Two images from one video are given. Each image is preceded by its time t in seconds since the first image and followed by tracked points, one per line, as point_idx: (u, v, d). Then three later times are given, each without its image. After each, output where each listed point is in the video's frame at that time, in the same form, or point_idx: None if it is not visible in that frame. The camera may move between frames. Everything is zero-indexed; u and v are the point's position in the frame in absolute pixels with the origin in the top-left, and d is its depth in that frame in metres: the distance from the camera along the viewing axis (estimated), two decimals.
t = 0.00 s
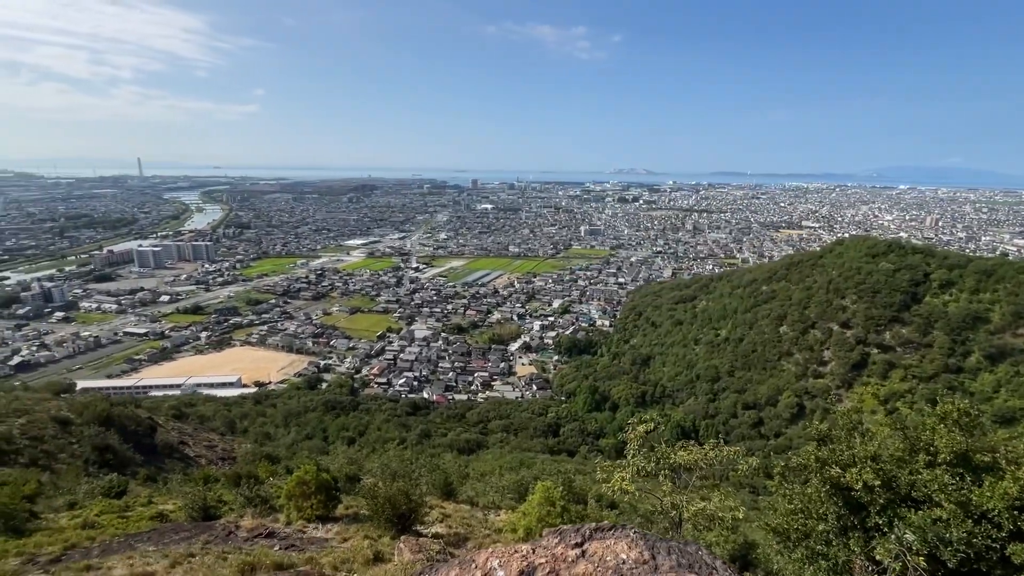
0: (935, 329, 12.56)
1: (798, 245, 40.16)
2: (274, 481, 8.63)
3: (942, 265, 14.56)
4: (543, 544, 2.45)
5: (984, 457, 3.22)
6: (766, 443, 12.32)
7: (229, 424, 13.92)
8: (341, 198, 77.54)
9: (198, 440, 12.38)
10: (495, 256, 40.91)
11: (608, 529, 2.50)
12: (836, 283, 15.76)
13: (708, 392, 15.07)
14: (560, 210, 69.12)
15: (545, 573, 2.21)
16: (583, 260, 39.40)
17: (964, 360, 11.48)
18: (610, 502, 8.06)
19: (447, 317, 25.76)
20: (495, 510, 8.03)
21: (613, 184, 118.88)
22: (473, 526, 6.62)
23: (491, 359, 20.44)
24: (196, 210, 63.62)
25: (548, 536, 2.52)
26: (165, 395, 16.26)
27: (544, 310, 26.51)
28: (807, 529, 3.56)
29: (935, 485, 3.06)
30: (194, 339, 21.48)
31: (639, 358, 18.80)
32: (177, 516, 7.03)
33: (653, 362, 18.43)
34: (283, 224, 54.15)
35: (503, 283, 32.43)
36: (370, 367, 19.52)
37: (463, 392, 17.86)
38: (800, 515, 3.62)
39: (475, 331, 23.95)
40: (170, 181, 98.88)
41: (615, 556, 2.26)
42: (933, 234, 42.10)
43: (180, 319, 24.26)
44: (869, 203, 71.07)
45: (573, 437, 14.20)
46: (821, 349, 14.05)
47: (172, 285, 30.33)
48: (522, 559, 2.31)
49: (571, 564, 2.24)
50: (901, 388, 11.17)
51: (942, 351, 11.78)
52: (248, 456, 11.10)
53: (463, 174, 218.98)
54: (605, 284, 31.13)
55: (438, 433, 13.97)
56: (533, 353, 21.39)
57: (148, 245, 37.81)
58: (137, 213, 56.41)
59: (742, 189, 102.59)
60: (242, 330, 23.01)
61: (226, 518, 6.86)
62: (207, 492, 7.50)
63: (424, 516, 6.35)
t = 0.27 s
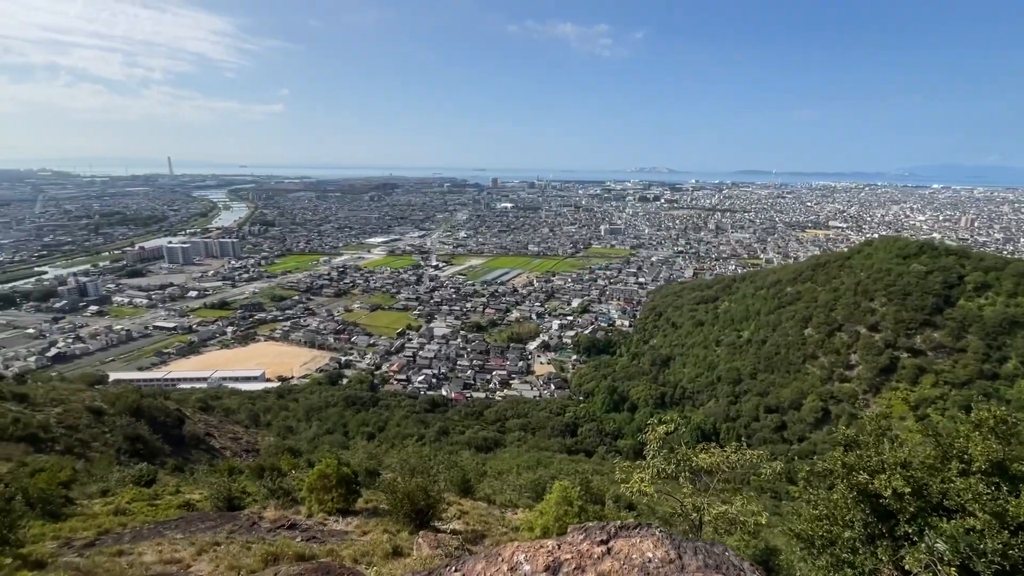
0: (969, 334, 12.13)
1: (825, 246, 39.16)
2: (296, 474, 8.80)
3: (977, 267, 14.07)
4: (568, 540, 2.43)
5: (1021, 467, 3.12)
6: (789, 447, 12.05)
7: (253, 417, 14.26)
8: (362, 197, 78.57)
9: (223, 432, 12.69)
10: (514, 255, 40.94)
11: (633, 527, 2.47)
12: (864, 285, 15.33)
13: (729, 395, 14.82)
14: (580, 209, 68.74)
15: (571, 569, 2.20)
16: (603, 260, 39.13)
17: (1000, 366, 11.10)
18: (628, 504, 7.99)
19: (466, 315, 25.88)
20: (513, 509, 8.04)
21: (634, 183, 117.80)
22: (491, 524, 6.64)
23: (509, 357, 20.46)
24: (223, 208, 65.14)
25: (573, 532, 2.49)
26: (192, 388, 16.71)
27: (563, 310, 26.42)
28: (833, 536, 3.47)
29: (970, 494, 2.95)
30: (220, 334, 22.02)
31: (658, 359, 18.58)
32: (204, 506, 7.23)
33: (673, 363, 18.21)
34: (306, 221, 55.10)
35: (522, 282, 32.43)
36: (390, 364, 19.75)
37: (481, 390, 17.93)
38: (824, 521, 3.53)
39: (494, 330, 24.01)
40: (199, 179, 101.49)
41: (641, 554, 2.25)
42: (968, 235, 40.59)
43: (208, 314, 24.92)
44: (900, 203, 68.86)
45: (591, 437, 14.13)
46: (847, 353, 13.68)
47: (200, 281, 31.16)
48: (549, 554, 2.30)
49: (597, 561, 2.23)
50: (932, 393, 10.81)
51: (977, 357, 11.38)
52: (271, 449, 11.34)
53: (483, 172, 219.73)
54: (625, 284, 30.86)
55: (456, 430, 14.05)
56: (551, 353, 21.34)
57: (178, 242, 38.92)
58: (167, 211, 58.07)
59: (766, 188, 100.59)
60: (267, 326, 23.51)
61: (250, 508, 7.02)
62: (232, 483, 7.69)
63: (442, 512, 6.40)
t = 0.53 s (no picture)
0: (1007, 340, 11.75)
1: (854, 246, 38.10)
2: (318, 467, 8.95)
3: (1016, 271, 13.69)
4: (594, 537, 2.41)
5: None
6: (815, 452, 11.75)
7: (277, 411, 14.56)
8: (385, 195, 79.52)
9: (249, 424, 13.00)
10: (534, 254, 40.90)
11: (660, 526, 2.45)
12: (895, 287, 14.88)
13: (752, 398, 14.55)
14: (601, 208, 68.27)
15: (598, 566, 2.19)
16: (624, 259, 38.79)
17: None
18: (647, 506, 7.92)
19: (486, 313, 25.98)
20: (531, 507, 8.05)
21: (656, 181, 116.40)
22: (509, 522, 6.65)
23: (529, 356, 20.46)
24: (250, 206, 66.69)
25: (599, 529, 2.48)
26: (219, 381, 17.15)
27: (583, 309, 26.31)
28: (861, 543, 3.37)
29: (1008, 506, 2.84)
30: (246, 329, 22.56)
31: (679, 360, 18.34)
32: (229, 495, 7.41)
33: (694, 364, 17.95)
34: (330, 219, 56.02)
35: (542, 280, 32.39)
36: (410, 361, 19.94)
37: (500, 388, 17.97)
38: (852, 529, 3.43)
39: (513, 328, 24.03)
40: (227, 177, 104.08)
41: (668, 554, 2.23)
42: (1007, 236, 39.00)
43: (235, 309, 25.55)
44: (935, 203, 66.51)
45: (610, 437, 14.03)
46: (877, 357, 13.29)
47: (227, 277, 31.97)
48: (575, 551, 2.30)
49: (623, 560, 2.22)
50: (967, 400, 10.43)
51: (1015, 363, 10.98)
52: (294, 442, 11.57)
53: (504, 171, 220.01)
54: (646, 284, 30.55)
55: (475, 428, 14.12)
56: (571, 352, 21.25)
57: (207, 239, 40.00)
58: (197, 209, 59.68)
59: (793, 187, 98.25)
60: (291, 321, 24.00)
61: (274, 499, 7.18)
62: (257, 475, 7.87)
63: (461, 509, 6.43)
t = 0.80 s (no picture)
0: None
1: (885, 247, 36.99)
2: (339, 461, 9.10)
3: None
4: (618, 536, 2.40)
5: None
6: (840, 458, 11.46)
7: (300, 405, 14.85)
8: (406, 193, 80.29)
9: (272, 418, 13.29)
10: (554, 252, 40.81)
11: (686, 528, 2.43)
12: (927, 290, 14.43)
13: (775, 402, 14.25)
14: (622, 207, 67.70)
15: (623, 565, 2.18)
16: (645, 259, 38.40)
17: None
18: (666, 508, 7.83)
19: (505, 311, 26.02)
20: (549, 506, 8.03)
21: (678, 180, 114.96)
22: (526, 520, 6.66)
23: (547, 355, 20.43)
24: (275, 204, 68.10)
25: (623, 529, 2.47)
26: (244, 375, 17.57)
27: (603, 308, 26.14)
28: (889, 553, 3.27)
29: None
30: (271, 324, 23.05)
31: (700, 362, 18.06)
32: (253, 487, 7.59)
33: (716, 366, 17.66)
34: (353, 217, 56.81)
35: (562, 279, 32.29)
36: (430, 358, 20.11)
37: (518, 387, 17.99)
38: (879, 537, 3.33)
39: (532, 327, 24.02)
40: (254, 176, 106.34)
41: (694, 555, 2.21)
42: None
43: (260, 305, 26.14)
44: (971, 203, 64.10)
45: (628, 438, 13.92)
46: (907, 362, 12.90)
47: (253, 273, 32.72)
48: (599, 549, 2.28)
49: (648, 560, 2.20)
50: (1003, 408, 10.05)
51: None
52: (316, 436, 11.78)
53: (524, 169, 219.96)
54: (667, 284, 30.20)
55: (493, 425, 14.16)
56: (590, 351, 21.15)
57: (234, 236, 41.00)
58: (225, 206, 61.23)
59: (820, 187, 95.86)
60: (314, 317, 24.43)
61: (296, 492, 7.32)
62: (280, 467, 8.03)
63: (478, 506, 6.46)
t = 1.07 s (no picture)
0: None
1: (916, 249, 35.84)
2: (359, 456, 9.22)
3: None
4: (643, 536, 2.38)
5: None
6: (866, 465, 11.16)
7: (321, 400, 15.10)
8: (427, 192, 80.90)
9: (294, 412, 13.55)
10: (574, 251, 40.61)
11: (711, 530, 2.42)
12: (961, 294, 13.97)
13: (799, 406, 13.95)
14: (643, 206, 67.04)
15: (648, 565, 2.16)
16: (665, 258, 37.94)
17: None
18: (685, 511, 7.74)
19: (524, 310, 26.02)
20: (566, 506, 8.00)
21: (700, 179, 113.30)
22: (543, 519, 6.65)
23: (566, 354, 20.36)
24: (299, 202, 69.34)
25: (648, 530, 2.47)
26: (268, 369, 17.94)
27: (622, 308, 25.94)
28: (919, 563, 3.17)
29: None
30: (293, 320, 23.49)
31: (722, 363, 17.77)
32: (276, 479, 7.74)
33: (737, 368, 17.34)
34: (374, 215, 57.51)
35: (581, 279, 32.14)
36: (448, 356, 20.24)
37: (536, 386, 17.98)
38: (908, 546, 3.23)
39: (551, 326, 23.96)
40: (279, 174, 108.38)
41: (720, 558, 2.19)
42: None
43: (283, 301, 26.67)
44: (1010, 203, 61.64)
45: (647, 439, 13.79)
46: (938, 367, 12.51)
47: (277, 270, 33.39)
48: (623, 549, 2.27)
49: (674, 560, 2.19)
50: None
51: None
52: (336, 431, 11.97)
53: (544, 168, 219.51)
54: (688, 284, 29.80)
55: (511, 424, 14.19)
56: (609, 352, 21.00)
57: (259, 233, 41.88)
58: (250, 204, 62.56)
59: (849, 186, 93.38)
60: (335, 314, 24.81)
61: (317, 485, 7.45)
62: (301, 460, 8.18)
63: (495, 503, 6.47)
